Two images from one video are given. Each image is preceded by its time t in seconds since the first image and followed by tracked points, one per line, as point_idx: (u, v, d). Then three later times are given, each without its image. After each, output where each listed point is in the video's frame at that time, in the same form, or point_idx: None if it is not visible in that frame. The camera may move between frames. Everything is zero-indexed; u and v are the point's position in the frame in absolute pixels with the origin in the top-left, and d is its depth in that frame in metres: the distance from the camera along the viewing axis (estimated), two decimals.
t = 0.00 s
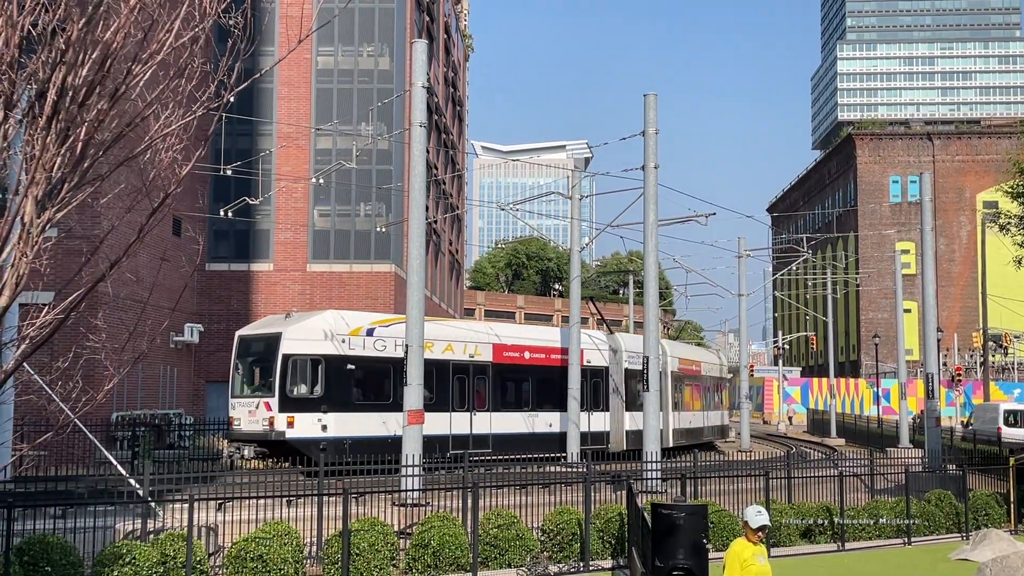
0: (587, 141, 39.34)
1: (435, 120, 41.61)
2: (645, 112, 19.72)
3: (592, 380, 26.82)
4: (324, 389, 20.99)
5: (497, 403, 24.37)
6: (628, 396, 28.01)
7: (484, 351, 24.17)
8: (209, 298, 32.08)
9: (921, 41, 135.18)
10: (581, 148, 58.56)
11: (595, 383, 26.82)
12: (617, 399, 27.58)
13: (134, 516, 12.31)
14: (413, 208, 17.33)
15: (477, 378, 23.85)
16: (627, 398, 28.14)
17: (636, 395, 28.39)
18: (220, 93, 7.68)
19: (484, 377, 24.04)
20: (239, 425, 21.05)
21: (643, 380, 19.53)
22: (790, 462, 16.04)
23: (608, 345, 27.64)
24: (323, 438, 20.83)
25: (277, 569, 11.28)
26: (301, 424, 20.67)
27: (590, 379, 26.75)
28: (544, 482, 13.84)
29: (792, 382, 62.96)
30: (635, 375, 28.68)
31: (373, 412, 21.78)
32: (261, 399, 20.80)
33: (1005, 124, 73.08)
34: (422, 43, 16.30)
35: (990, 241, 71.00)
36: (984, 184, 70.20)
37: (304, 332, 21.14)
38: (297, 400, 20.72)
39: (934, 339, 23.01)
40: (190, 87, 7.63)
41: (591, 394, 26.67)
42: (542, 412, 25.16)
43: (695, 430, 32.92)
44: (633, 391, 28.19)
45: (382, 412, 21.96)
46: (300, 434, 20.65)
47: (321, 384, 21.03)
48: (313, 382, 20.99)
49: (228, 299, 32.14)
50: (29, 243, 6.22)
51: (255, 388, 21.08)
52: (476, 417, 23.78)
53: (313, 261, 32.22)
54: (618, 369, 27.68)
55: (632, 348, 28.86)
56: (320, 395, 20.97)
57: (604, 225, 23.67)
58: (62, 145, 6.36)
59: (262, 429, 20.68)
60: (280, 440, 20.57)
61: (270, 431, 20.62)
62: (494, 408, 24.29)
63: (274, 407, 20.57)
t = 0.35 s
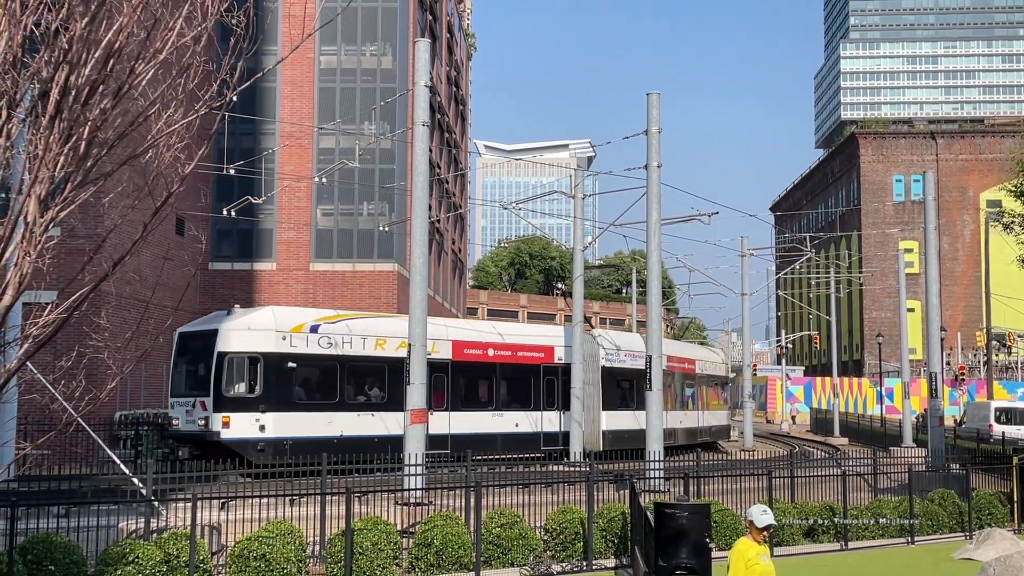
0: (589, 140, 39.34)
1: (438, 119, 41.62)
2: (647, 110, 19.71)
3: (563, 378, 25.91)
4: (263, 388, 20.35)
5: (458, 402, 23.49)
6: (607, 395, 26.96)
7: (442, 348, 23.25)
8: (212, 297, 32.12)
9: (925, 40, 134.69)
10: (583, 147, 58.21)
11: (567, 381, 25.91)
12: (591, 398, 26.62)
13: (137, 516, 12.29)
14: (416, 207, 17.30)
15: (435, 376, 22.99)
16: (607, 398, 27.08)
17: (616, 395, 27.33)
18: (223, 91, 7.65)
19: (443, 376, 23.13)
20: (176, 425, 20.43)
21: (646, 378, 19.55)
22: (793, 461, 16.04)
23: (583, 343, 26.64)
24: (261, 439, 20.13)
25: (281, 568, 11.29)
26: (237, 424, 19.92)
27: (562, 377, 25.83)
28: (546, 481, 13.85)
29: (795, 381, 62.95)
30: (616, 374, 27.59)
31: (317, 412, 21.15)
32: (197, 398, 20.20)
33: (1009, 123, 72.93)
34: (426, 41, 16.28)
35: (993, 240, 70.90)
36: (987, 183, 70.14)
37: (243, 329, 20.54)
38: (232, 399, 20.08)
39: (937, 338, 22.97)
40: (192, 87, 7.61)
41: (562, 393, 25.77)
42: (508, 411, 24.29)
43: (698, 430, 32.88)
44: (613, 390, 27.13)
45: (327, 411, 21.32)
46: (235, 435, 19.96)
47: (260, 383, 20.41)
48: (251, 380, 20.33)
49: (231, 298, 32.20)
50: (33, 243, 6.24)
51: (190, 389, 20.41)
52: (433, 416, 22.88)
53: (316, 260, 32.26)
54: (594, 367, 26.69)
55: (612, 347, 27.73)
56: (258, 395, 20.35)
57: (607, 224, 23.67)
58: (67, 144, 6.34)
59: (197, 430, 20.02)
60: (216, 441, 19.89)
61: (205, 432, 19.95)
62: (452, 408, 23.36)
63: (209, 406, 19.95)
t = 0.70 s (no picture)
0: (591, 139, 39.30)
1: (441, 118, 41.64)
2: (650, 109, 19.72)
3: (528, 377, 24.92)
4: (191, 387, 19.87)
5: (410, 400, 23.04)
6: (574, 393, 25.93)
7: (393, 344, 22.92)
8: (214, 296, 32.18)
9: (928, 39, 134.56)
10: (586, 145, 58.41)
11: (531, 379, 24.88)
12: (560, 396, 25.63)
13: (140, 514, 12.29)
14: (418, 207, 17.28)
15: (384, 373, 22.59)
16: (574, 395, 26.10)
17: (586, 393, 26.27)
18: (225, 91, 7.66)
19: (393, 373, 22.79)
20: (106, 425, 20.07)
21: (648, 377, 19.54)
22: (795, 460, 16.01)
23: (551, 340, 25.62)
24: (188, 439, 19.75)
25: (283, 568, 11.30)
26: (163, 424, 19.48)
27: (526, 374, 24.89)
28: (548, 479, 13.85)
29: (797, 380, 62.98)
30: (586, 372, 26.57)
31: (251, 411, 20.65)
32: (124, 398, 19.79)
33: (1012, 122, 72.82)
34: (427, 40, 16.28)
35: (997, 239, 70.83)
36: (990, 181, 70.08)
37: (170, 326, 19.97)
38: (159, 398, 19.64)
39: (939, 337, 22.92)
40: (195, 85, 7.61)
41: (526, 392, 24.77)
42: (463, 410, 23.51)
43: (700, 428, 32.88)
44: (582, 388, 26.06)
45: (261, 410, 20.81)
46: (161, 436, 19.55)
47: (188, 382, 19.93)
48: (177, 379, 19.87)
49: (233, 297, 32.25)
50: (36, 242, 6.25)
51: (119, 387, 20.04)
52: (380, 415, 22.42)
53: (318, 259, 32.27)
54: (562, 364, 25.69)
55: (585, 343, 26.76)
56: (187, 394, 19.90)
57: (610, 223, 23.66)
58: (70, 144, 6.34)
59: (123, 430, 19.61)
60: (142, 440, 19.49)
61: (130, 432, 19.55)
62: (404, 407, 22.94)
63: (133, 406, 19.52)
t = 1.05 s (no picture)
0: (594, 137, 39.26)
1: (443, 117, 41.69)
2: (653, 108, 19.72)
3: (488, 374, 23.84)
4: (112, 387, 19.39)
5: (356, 399, 22.17)
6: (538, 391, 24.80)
7: (337, 342, 22.07)
8: (217, 295, 32.22)
9: (931, 38, 134.64)
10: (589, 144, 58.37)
11: (491, 377, 23.75)
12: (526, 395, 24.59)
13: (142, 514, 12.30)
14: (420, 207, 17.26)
15: (325, 371, 21.77)
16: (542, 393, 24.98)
17: (553, 391, 25.14)
18: (228, 90, 7.67)
19: (336, 371, 21.91)
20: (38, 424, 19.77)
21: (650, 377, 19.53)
22: (797, 459, 15.98)
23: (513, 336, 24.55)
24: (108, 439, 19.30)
25: (286, 567, 11.31)
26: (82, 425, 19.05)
27: (485, 372, 23.80)
28: (550, 478, 13.85)
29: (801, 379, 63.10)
30: (554, 370, 25.45)
31: (177, 411, 20.09)
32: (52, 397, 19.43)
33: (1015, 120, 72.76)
34: (429, 40, 16.28)
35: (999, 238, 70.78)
36: (992, 181, 70.04)
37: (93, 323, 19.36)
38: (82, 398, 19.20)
39: (942, 336, 22.92)
40: (198, 85, 7.62)
41: (485, 391, 23.67)
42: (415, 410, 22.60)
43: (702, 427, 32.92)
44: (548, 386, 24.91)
45: (188, 410, 20.23)
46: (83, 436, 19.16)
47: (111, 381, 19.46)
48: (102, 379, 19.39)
49: (236, 296, 32.29)
50: (39, 242, 6.27)
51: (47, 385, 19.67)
52: (323, 415, 21.60)
53: (321, 258, 32.28)
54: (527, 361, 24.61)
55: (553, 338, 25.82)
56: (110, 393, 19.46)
57: (612, 222, 23.67)
58: (73, 142, 6.35)
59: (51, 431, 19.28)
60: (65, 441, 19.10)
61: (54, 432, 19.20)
62: (350, 406, 22.09)
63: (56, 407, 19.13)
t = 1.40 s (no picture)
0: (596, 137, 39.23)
1: (446, 116, 41.68)
2: (655, 108, 19.70)
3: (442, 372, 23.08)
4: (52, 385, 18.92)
5: (298, 398, 21.34)
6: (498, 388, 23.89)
7: (275, 339, 21.16)
8: (220, 294, 32.24)
9: (934, 37, 134.62)
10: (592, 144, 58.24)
11: (446, 375, 23.01)
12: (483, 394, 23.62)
13: (147, 513, 12.32)
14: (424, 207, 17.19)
15: (264, 369, 20.94)
16: (503, 391, 24.09)
17: (517, 390, 24.18)
18: (230, 90, 7.66)
19: (276, 369, 21.06)
20: None
21: (653, 377, 19.54)
22: (801, 458, 15.94)
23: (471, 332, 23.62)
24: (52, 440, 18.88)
25: (289, 567, 11.32)
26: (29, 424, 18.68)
27: (439, 370, 23.04)
28: (553, 478, 13.87)
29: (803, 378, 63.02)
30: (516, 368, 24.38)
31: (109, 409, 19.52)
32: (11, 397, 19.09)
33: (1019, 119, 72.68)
34: (431, 40, 16.25)
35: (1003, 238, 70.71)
36: (996, 180, 69.97)
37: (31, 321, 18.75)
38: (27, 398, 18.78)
39: (945, 336, 22.88)
40: (203, 86, 7.62)
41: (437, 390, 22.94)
42: (361, 410, 21.93)
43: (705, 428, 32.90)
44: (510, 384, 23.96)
45: (118, 409, 19.58)
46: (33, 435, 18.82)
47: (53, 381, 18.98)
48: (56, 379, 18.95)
49: (239, 296, 32.32)
50: (43, 242, 6.28)
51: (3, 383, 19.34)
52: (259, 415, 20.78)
53: (324, 258, 32.30)
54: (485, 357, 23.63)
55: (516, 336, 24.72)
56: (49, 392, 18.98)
57: (615, 221, 23.65)
58: (78, 142, 6.36)
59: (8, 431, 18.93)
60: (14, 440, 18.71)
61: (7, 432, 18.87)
62: (291, 405, 21.22)
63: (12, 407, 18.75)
